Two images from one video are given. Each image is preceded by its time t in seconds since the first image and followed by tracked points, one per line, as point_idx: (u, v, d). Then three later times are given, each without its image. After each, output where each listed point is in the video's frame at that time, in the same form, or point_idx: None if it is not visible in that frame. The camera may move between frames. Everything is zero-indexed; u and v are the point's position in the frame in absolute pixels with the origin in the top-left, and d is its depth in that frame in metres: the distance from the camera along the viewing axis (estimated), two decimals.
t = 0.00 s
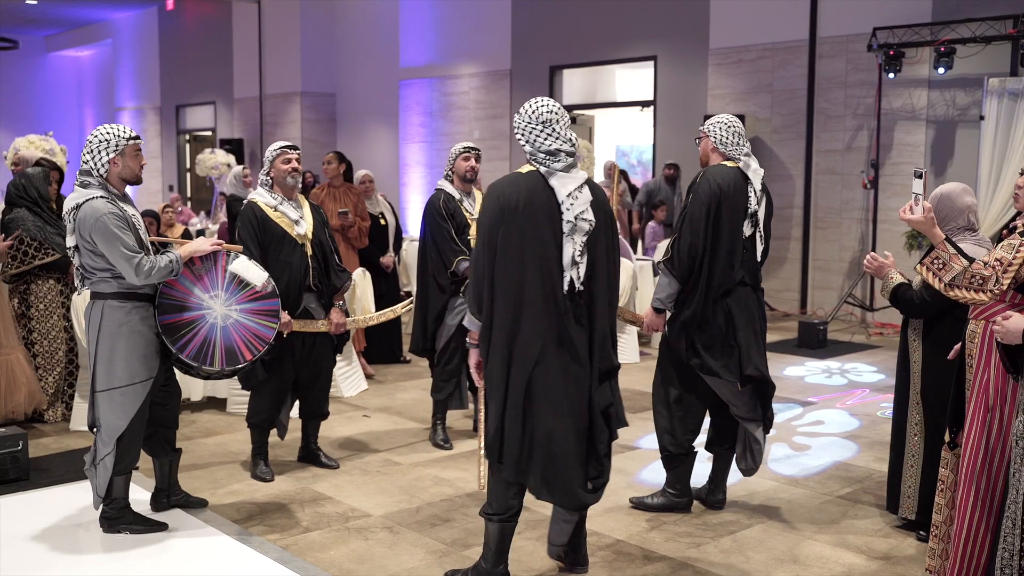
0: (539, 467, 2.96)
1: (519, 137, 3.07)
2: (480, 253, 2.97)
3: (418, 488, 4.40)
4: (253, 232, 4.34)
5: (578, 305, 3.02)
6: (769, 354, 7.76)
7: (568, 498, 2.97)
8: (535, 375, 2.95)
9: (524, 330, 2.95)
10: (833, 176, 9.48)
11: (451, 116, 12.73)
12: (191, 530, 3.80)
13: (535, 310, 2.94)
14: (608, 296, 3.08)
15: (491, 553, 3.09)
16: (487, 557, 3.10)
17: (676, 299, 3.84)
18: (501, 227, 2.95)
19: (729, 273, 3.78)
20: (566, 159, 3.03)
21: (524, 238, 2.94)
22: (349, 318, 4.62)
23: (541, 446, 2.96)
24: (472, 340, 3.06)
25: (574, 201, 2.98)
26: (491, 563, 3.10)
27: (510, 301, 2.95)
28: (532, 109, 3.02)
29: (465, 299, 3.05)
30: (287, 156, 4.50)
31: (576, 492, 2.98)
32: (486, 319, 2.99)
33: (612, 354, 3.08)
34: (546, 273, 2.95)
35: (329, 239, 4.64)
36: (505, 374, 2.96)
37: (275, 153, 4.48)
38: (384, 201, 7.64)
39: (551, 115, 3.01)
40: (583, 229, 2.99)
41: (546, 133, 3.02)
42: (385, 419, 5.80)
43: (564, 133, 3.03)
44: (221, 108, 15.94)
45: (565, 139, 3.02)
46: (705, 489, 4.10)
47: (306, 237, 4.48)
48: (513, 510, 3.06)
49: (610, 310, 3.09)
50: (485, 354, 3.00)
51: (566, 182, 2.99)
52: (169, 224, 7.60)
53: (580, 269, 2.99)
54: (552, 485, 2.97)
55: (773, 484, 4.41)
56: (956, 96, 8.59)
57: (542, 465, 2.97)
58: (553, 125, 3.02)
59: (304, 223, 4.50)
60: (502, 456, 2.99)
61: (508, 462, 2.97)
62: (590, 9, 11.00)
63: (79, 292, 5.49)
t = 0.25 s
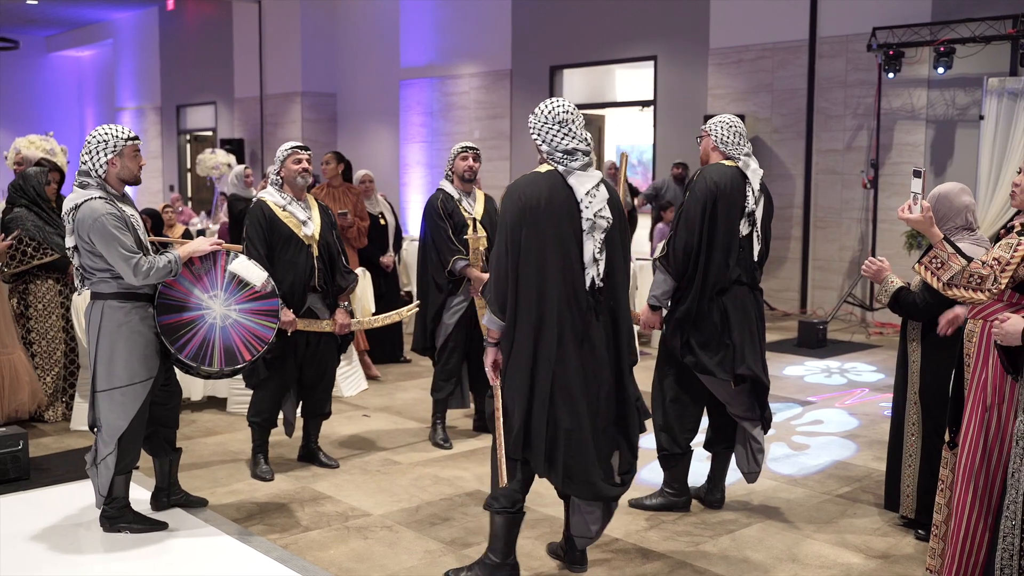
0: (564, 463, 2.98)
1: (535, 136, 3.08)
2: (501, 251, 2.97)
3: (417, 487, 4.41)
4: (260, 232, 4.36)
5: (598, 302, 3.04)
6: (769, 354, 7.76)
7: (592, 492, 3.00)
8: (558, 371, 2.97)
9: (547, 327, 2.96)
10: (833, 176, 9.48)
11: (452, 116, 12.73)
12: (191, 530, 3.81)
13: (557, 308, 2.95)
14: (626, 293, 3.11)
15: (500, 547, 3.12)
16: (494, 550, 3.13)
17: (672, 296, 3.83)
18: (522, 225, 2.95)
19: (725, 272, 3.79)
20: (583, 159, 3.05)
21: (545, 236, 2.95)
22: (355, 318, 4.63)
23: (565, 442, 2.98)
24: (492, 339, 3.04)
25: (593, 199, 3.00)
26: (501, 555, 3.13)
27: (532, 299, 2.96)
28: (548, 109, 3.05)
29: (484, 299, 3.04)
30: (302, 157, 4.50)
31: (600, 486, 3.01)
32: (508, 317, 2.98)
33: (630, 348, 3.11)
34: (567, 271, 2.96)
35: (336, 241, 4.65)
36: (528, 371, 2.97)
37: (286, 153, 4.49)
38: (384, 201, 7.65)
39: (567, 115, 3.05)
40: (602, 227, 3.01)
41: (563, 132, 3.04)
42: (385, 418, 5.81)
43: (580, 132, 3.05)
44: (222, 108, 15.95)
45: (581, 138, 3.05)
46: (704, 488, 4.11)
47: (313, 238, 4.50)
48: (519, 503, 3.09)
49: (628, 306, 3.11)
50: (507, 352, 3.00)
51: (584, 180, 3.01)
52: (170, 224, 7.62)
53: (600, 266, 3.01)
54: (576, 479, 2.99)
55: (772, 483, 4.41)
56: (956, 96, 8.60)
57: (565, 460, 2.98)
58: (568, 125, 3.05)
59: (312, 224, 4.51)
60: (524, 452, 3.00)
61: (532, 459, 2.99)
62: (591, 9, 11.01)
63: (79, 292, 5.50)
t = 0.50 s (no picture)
0: (572, 461, 2.99)
1: (545, 135, 3.08)
2: (510, 250, 2.97)
3: (419, 487, 4.42)
4: (264, 230, 4.38)
5: (607, 301, 3.05)
6: (770, 354, 7.77)
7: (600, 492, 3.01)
8: (567, 369, 2.98)
9: (556, 325, 2.97)
10: (833, 176, 9.49)
11: (453, 116, 12.73)
12: (193, 529, 3.82)
13: (566, 306, 2.97)
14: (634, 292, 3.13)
15: (508, 544, 3.16)
16: (502, 546, 3.17)
17: (670, 295, 3.83)
18: (532, 224, 2.96)
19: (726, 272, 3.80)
20: (593, 158, 3.06)
21: (555, 234, 2.96)
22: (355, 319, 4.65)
23: (573, 440, 2.99)
24: (499, 336, 3.02)
25: (603, 199, 3.01)
26: (507, 552, 3.17)
27: (542, 297, 2.97)
28: (560, 107, 3.04)
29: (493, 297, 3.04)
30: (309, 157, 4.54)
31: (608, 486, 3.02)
32: (517, 315, 2.99)
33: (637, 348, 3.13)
34: (576, 270, 2.98)
35: (339, 242, 4.66)
36: (537, 369, 2.98)
37: (292, 153, 4.52)
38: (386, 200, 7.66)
39: (578, 115, 3.04)
40: (610, 226, 3.03)
41: (574, 131, 3.04)
42: (386, 418, 5.82)
43: (592, 132, 3.05)
44: (223, 108, 15.96)
45: (593, 138, 3.05)
46: (705, 488, 4.12)
47: (316, 238, 4.51)
48: (525, 502, 3.13)
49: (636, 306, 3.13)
50: (516, 350, 3.00)
51: (594, 180, 3.02)
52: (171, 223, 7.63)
53: (609, 266, 3.03)
54: (584, 477, 3.00)
55: (773, 483, 4.42)
56: (956, 96, 8.60)
57: (573, 458, 3.00)
58: (580, 124, 3.05)
59: (315, 224, 4.53)
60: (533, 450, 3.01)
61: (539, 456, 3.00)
62: (592, 9, 11.01)
63: (80, 291, 5.50)
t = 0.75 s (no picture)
0: (560, 463, 2.99)
1: (539, 134, 3.09)
2: (500, 249, 2.97)
3: (420, 486, 4.42)
4: (254, 231, 4.38)
5: (598, 301, 3.05)
6: (771, 353, 7.78)
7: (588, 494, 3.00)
8: (556, 370, 2.98)
9: (546, 326, 2.97)
10: (834, 175, 9.49)
11: (453, 116, 12.73)
12: (194, 529, 3.82)
13: (555, 306, 2.96)
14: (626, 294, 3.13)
15: (500, 548, 3.11)
16: (495, 552, 3.12)
17: (674, 296, 3.84)
18: (523, 223, 2.95)
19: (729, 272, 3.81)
20: (585, 157, 3.06)
21: (547, 234, 2.96)
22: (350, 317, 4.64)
23: (563, 441, 2.99)
24: (487, 336, 3.02)
25: (594, 200, 3.02)
26: (498, 557, 3.13)
27: (533, 297, 2.97)
28: (554, 106, 3.05)
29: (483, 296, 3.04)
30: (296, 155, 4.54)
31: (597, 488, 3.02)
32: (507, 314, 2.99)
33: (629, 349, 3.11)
34: (567, 270, 2.97)
35: (330, 240, 4.66)
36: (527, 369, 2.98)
37: (279, 152, 4.51)
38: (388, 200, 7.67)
39: (571, 113, 3.05)
40: (601, 227, 3.02)
41: (568, 130, 3.04)
42: (387, 417, 5.82)
43: (585, 132, 3.06)
44: (223, 107, 15.96)
45: (586, 138, 3.05)
46: (706, 487, 4.12)
47: (307, 237, 4.51)
48: (516, 504, 3.07)
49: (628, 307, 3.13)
50: (506, 349, 3.00)
51: (586, 180, 3.02)
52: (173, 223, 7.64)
53: (600, 267, 3.02)
54: (574, 478, 3.00)
55: (774, 482, 4.42)
56: (957, 95, 8.61)
57: (563, 458, 2.99)
58: (573, 123, 3.05)
59: (305, 223, 4.53)
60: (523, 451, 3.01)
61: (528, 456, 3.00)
62: (592, 8, 11.00)
63: (82, 291, 5.50)
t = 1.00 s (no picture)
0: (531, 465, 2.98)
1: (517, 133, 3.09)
2: (474, 249, 3.00)
3: (419, 484, 4.42)
4: (237, 232, 4.37)
5: (573, 303, 3.02)
6: (771, 352, 7.78)
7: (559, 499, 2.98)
8: (527, 372, 2.96)
9: (517, 326, 2.96)
10: (834, 175, 9.49)
11: (453, 115, 12.73)
12: (194, 527, 3.82)
13: (527, 307, 2.96)
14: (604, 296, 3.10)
15: (497, 550, 3.12)
16: (493, 552, 3.13)
17: (678, 296, 3.83)
18: (495, 223, 2.97)
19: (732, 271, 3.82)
20: (562, 156, 3.05)
21: (519, 234, 2.96)
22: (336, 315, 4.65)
23: (534, 443, 2.98)
24: (465, 335, 3.10)
25: (568, 199, 3.00)
26: (496, 560, 3.13)
27: (504, 297, 2.97)
28: (532, 104, 3.05)
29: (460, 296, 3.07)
30: (275, 154, 4.52)
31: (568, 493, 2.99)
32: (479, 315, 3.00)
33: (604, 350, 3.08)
34: (539, 270, 2.96)
35: (314, 237, 4.65)
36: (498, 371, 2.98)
37: (259, 151, 4.49)
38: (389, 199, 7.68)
39: (549, 111, 3.05)
40: (576, 227, 3.00)
41: (545, 128, 3.04)
42: (386, 416, 5.82)
43: (562, 130, 3.05)
44: (224, 107, 15.97)
45: (563, 136, 3.05)
46: (706, 485, 4.12)
47: (292, 236, 4.50)
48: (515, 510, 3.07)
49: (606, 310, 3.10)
50: (478, 350, 3.02)
51: (561, 179, 3.02)
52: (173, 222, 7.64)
53: (574, 267, 3.00)
54: (546, 479, 2.99)
55: (774, 481, 4.42)
56: (957, 94, 8.61)
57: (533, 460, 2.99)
58: (551, 121, 3.06)
59: (290, 222, 4.51)
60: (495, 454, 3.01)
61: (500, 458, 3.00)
62: (593, 7, 10.99)
63: (81, 290, 5.49)
